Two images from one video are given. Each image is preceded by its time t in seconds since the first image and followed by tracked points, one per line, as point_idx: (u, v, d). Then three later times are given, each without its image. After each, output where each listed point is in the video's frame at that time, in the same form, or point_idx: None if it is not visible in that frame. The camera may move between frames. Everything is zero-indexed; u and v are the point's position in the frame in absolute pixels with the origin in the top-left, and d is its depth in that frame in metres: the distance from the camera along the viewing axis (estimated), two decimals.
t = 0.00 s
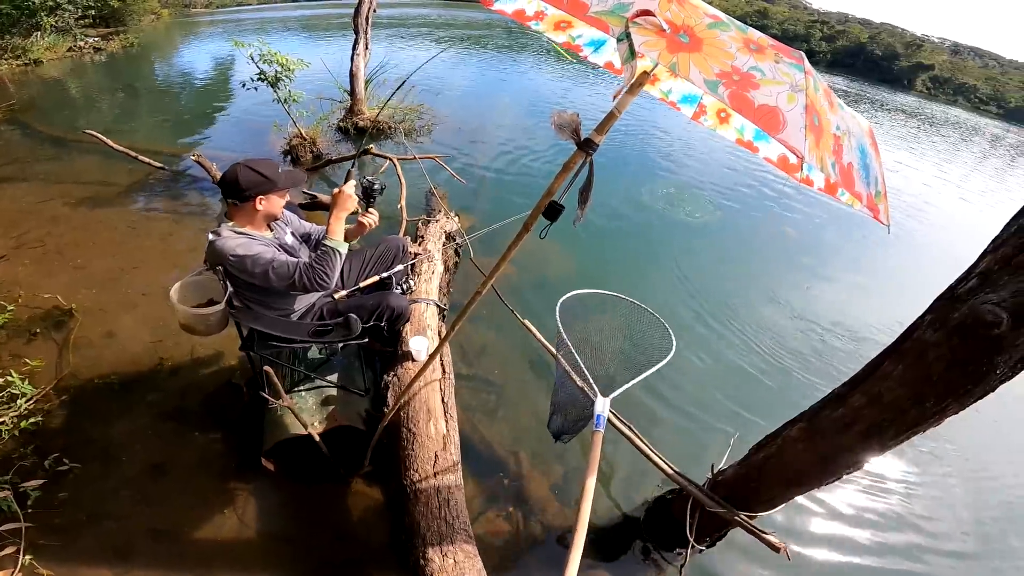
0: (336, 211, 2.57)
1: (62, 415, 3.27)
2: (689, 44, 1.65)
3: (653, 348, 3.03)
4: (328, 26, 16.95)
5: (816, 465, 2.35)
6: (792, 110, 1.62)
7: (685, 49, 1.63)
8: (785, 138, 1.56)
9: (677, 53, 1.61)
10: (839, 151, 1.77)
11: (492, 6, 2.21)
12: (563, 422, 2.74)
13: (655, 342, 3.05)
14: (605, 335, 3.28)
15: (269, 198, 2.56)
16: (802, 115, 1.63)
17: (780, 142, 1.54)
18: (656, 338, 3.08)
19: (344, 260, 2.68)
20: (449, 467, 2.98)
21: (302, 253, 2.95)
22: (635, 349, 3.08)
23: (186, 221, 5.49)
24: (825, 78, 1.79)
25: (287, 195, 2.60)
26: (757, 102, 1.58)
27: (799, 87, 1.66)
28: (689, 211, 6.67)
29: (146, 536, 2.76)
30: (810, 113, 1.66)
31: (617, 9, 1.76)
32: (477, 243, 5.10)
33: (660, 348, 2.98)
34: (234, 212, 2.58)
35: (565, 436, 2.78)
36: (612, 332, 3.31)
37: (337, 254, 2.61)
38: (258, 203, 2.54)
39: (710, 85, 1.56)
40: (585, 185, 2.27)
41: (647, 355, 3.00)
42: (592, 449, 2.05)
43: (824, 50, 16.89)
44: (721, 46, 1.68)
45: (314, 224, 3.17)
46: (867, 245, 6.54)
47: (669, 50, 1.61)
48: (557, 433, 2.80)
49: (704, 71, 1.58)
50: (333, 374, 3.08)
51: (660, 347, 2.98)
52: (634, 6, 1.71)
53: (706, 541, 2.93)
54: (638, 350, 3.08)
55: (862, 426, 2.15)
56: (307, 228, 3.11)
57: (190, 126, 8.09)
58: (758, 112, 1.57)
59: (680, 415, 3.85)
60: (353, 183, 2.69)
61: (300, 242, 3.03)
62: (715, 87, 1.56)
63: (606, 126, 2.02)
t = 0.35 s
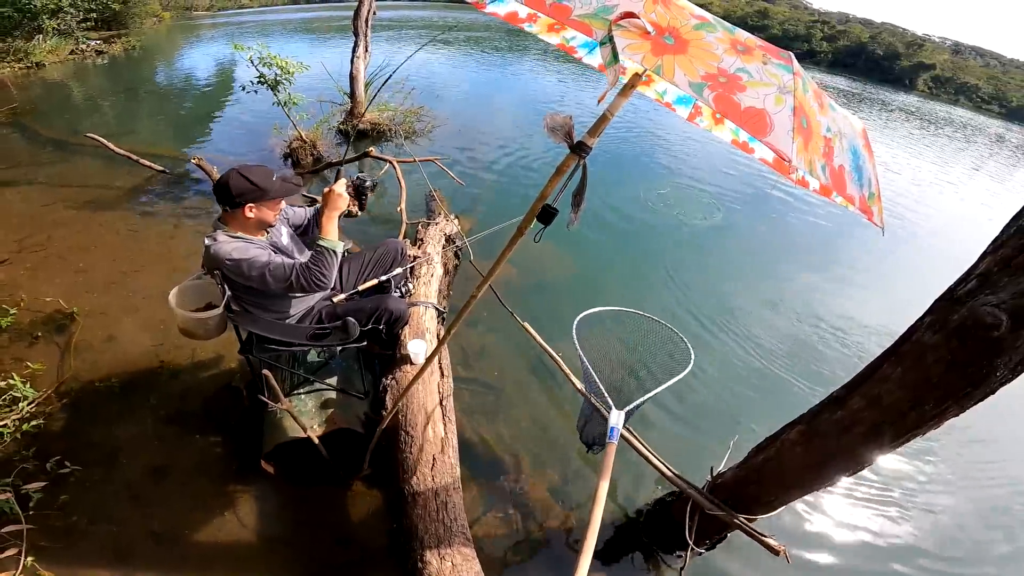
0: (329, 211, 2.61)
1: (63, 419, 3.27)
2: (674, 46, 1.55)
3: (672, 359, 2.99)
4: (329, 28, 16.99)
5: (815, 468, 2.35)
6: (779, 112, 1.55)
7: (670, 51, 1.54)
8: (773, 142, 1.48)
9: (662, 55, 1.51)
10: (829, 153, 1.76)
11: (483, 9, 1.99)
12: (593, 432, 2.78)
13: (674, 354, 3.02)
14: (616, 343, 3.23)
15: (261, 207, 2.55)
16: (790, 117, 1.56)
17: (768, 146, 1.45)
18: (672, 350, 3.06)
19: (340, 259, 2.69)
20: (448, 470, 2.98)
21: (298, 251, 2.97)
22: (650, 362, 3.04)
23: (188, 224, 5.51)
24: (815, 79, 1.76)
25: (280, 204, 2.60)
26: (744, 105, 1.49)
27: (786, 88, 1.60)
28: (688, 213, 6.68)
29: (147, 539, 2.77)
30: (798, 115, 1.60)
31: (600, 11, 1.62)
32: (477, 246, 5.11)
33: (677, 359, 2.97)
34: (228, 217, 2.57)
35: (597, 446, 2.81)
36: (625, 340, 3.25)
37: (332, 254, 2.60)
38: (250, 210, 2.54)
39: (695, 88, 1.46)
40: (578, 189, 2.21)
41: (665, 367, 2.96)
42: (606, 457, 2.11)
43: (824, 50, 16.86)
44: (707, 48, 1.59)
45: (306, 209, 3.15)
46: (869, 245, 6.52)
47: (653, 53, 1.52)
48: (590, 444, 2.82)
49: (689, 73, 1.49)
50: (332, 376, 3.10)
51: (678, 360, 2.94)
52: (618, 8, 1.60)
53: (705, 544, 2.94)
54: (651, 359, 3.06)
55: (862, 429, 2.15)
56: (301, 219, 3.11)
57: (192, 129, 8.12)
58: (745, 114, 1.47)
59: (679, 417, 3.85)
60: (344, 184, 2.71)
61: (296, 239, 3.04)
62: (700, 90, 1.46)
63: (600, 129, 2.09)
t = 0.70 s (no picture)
0: (432, 201, 2.61)
1: (191, 388, 3.61)
2: (847, 56, 1.46)
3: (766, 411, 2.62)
4: (435, 33, 17.74)
5: (935, 504, 2.09)
6: (972, 127, 1.45)
7: (843, 61, 1.44)
8: (965, 158, 1.39)
9: (835, 65, 1.43)
10: (1021, 172, 1.57)
11: (603, 14, 2.03)
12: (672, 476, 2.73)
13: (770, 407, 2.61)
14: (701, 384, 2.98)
15: (377, 200, 2.65)
16: (984, 132, 1.45)
17: (961, 164, 1.36)
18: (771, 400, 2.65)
19: (445, 250, 2.72)
20: (530, 473, 2.96)
21: (406, 244, 3.05)
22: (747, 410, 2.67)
23: (307, 215, 5.94)
24: (1004, 90, 1.58)
25: (395, 199, 2.68)
26: (930, 119, 1.41)
27: (978, 102, 1.48)
28: (795, 227, 6.25)
29: (242, 510, 2.96)
30: (992, 131, 1.47)
31: (761, 20, 1.53)
32: (573, 251, 5.13)
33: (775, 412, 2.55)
34: (349, 209, 2.72)
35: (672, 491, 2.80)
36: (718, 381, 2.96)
37: (437, 244, 2.63)
38: (367, 203, 2.65)
39: (876, 100, 1.39)
40: (703, 199, 2.10)
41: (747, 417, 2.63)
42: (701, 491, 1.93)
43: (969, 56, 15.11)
44: (883, 60, 1.49)
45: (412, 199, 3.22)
46: (1015, 275, 5.65)
47: (825, 62, 1.43)
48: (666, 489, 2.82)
49: (866, 84, 1.40)
50: (428, 369, 3.19)
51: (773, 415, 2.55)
52: (781, 17, 1.50)
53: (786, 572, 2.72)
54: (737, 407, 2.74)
55: (999, 470, 1.89)
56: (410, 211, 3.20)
57: (312, 127, 8.79)
58: (931, 129, 1.40)
59: (772, 446, 3.61)
60: (447, 172, 2.69)
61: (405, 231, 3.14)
62: (880, 102, 1.39)
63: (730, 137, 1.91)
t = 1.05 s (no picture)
0: (518, 211, 2.66)
1: (273, 378, 3.82)
2: (982, 83, 1.39)
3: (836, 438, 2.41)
4: (510, 42, 18.05)
5: None
6: None
7: (978, 89, 1.39)
8: None
9: (970, 92, 1.39)
10: None
11: (692, 30, 1.76)
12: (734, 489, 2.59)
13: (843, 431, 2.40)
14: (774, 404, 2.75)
15: (461, 206, 2.72)
16: None
17: None
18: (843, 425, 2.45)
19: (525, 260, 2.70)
20: (588, 486, 2.92)
21: (486, 253, 3.13)
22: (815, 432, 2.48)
23: (388, 218, 6.16)
24: None
25: (479, 207, 2.75)
26: None
27: None
28: (883, 249, 5.86)
29: (305, 499, 3.09)
30: None
31: (887, 45, 1.45)
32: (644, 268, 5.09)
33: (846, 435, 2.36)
34: (434, 214, 2.80)
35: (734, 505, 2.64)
36: (792, 403, 2.73)
37: (519, 254, 2.62)
38: (452, 208, 2.72)
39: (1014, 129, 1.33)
40: (802, 220, 1.78)
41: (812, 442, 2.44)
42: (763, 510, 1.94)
43: None
44: None
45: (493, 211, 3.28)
46: None
47: (959, 89, 1.40)
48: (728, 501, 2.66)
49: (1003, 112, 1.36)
50: (494, 376, 3.21)
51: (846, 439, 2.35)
52: (911, 42, 1.42)
53: None
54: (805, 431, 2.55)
55: None
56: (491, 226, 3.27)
57: (395, 132, 9.16)
58: None
59: (845, 481, 3.43)
60: (533, 184, 2.76)
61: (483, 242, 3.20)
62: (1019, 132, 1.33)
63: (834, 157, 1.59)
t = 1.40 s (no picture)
0: (531, 224, 2.73)
1: (285, 382, 3.86)
2: (993, 97, 1.35)
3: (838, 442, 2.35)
4: (520, 48, 18.13)
5: None
6: None
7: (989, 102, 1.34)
8: None
9: (980, 105, 1.33)
10: None
11: (701, 39, 1.75)
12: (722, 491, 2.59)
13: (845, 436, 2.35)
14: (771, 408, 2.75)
15: (473, 212, 2.74)
16: None
17: None
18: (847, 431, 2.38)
19: (534, 272, 2.72)
20: (595, 493, 2.91)
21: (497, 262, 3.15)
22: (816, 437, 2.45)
23: (398, 224, 6.21)
24: None
25: (491, 213, 2.77)
26: None
27: None
28: (897, 256, 5.82)
29: (314, 502, 3.11)
30: None
31: (897, 58, 1.42)
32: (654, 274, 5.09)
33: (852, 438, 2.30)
34: (447, 220, 2.82)
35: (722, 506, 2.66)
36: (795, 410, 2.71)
37: (529, 266, 2.65)
38: (465, 214, 2.74)
39: None
40: (812, 230, 1.77)
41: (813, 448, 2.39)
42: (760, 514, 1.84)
43: None
44: None
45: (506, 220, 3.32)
46: None
47: (969, 102, 1.33)
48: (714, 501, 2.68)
49: (1014, 127, 1.30)
50: (503, 382, 3.23)
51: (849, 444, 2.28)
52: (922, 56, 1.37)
53: None
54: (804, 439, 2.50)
55: None
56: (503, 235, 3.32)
57: (406, 137, 9.23)
58: None
59: (858, 490, 3.41)
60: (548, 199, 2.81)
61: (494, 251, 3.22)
62: None
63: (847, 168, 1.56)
